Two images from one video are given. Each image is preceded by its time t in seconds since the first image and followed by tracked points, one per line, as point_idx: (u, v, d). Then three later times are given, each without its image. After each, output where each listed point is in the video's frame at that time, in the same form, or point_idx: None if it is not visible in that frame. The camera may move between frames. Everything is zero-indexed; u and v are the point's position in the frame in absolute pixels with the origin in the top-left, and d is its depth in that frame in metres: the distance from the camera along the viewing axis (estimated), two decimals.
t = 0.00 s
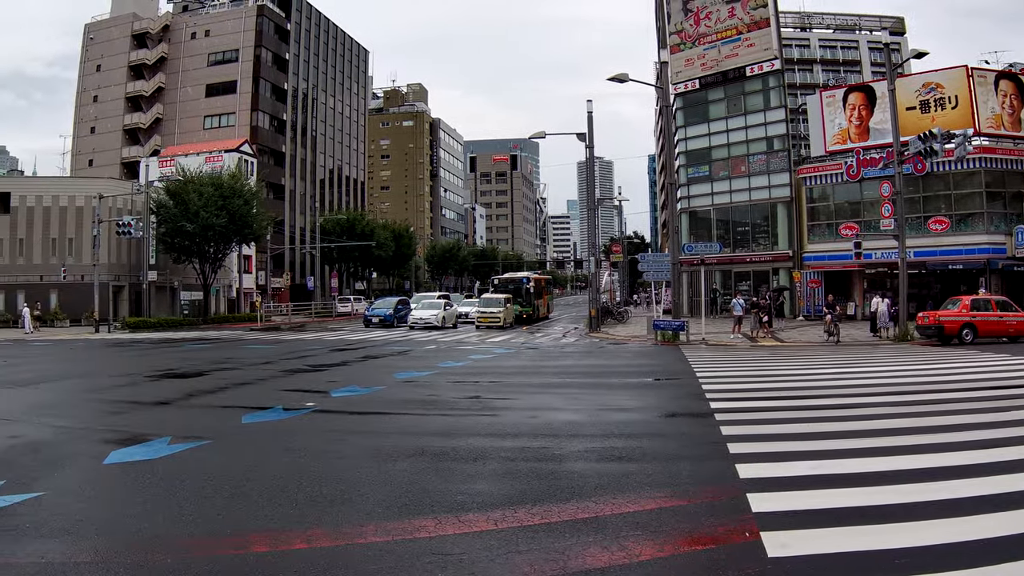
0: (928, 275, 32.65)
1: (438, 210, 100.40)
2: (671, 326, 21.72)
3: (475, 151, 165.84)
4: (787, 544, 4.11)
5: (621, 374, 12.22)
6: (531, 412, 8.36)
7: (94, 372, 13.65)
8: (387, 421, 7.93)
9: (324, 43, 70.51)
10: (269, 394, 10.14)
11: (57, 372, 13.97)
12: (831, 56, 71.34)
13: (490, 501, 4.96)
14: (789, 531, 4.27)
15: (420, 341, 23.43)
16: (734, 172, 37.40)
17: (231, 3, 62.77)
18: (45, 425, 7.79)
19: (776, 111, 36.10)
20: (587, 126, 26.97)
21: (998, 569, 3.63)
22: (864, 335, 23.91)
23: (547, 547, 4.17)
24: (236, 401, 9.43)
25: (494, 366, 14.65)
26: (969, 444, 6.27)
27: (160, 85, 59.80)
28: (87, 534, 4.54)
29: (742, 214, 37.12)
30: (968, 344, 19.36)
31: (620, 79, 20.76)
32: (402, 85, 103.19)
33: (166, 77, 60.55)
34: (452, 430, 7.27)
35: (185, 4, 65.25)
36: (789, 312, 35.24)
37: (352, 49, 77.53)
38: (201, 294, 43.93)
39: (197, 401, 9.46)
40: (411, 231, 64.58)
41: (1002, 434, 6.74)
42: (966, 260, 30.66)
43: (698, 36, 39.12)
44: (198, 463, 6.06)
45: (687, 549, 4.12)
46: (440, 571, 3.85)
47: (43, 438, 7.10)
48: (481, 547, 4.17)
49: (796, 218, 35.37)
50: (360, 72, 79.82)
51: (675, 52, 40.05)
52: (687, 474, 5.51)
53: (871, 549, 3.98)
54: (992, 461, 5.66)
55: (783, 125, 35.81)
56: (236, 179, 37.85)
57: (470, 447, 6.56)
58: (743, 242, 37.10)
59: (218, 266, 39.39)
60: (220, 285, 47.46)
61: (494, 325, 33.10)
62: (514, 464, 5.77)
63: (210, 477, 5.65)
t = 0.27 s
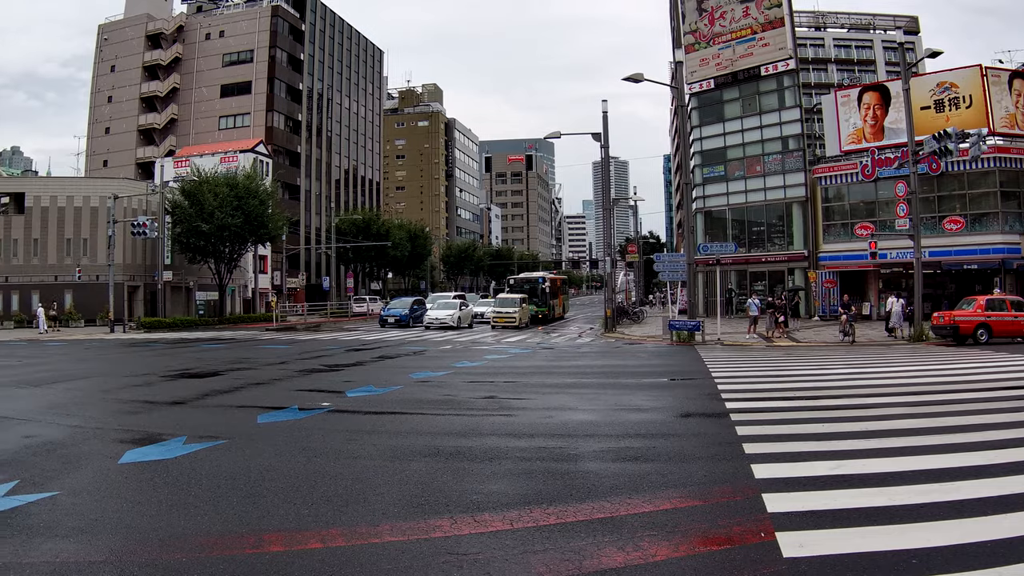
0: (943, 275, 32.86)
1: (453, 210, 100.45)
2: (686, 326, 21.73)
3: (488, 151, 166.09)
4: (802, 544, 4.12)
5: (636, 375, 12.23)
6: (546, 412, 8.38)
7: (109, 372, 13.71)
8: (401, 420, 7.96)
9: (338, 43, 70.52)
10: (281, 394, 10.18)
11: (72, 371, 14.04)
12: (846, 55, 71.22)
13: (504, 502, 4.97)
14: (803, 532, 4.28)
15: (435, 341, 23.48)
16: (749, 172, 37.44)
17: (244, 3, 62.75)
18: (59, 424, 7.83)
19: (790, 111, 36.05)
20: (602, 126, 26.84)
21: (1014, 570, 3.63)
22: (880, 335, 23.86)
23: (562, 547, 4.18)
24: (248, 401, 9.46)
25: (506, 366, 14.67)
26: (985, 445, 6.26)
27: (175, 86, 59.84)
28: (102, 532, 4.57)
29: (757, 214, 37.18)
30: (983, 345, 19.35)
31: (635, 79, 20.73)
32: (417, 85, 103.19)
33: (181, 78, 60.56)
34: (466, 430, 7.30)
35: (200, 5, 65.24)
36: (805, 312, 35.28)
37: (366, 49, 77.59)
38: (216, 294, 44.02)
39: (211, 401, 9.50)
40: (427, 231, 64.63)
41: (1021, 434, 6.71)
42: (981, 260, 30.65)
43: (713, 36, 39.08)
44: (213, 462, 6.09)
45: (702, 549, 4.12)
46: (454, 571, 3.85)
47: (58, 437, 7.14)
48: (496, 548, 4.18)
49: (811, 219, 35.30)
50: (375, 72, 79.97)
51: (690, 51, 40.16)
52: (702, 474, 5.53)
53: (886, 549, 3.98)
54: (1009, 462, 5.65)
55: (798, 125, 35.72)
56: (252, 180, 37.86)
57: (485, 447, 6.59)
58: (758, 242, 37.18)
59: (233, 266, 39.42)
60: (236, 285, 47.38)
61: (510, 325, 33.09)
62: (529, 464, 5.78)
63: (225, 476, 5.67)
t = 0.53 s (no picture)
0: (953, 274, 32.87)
1: (464, 211, 100.49)
2: (697, 326, 21.69)
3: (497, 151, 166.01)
4: (812, 544, 4.12)
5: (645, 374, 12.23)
6: (556, 412, 8.39)
7: (119, 371, 13.73)
8: (410, 420, 7.98)
9: (348, 44, 70.56)
10: (290, 393, 10.21)
11: (83, 371, 14.08)
12: (855, 54, 71.17)
13: (514, 502, 4.97)
14: (812, 532, 4.29)
15: (446, 341, 23.46)
16: (760, 172, 37.41)
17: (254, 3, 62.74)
18: (69, 424, 7.85)
19: (800, 110, 36.06)
20: (613, 126, 26.84)
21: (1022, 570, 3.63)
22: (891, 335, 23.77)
23: (573, 547, 4.18)
24: (257, 401, 9.49)
25: (515, 366, 14.68)
26: (993, 445, 6.26)
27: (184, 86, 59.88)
28: (111, 532, 4.57)
29: (768, 213, 37.10)
30: (993, 344, 19.35)
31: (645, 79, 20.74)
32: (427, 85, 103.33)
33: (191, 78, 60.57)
34: (477, 429, 7.32)
35: (209, 4, 65.21)
36: (815, 311, 35.34)
37: (377, 50, 77.64)
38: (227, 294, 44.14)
39: (219, 401, 9.51)
40: (437, 231, 64.69)
41: None
42: (991, 260, 30.67)
43: (723, 35, 38.90)
44: (223, 462, 6.09)
45: (714, 549, 4.11)
46: (465, 571, 3.86)
47: (68, 437, 7.16)
48: (506, 547, 4.18)
49: (821, 219, 35.24)
50: (386, 73, 79.95)
51: (700, 51, 39.98)
52: (712, 474, 5.53)
53: (895, 549, 3.99)
54: (1018, 462, 5.65)
55: (808, 124, 35.72)
56: (262, 180, 37.90)
57: (495, 446, 6.60)
58: (768, 242, 37.09)
59: (243, 266, 39.48)
60: (247, 285, 47.95)
61: (520, 325, 33.06)
62: (540, 463, 5.80)
63: (235, 476, 5.69)
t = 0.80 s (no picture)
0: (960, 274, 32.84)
1: (471, 210, 100.50)
2: (705, 326, 21.64)
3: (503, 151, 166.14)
4: (819, 544, 4.12)
5: (653, 374, 12.22)
6: (563, 412, 8.39)
7: (126, 371, 13.75)
8: (417, 420, 7.98)
9: (355, 43, 70.53)
10: (296, 393, 10.23)
11: (90, 371, 14.10)
12: (862, 53, 71.10)
13: (522, 501, 4.97)
14: (820, 531, 4.28)
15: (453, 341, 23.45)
16: (767, 171, 37.45)
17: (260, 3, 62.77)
18: (76, 424, 7.87)
19: (807, 109, 36.05)
20: (620, 125, 26.79)
21: None
22: (898, 335, 23.70)
23: (580, 547, 4.18)
24: (263, 401, 9.50)
25: (521, 365, 14.69)
26: (1002, 445, 6.24)
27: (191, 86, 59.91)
28: (118, 532, 4.58)
29: (775, 213, 37.24)
30: (1001, 344, 19.32)
31: (653, 77, 20.68)
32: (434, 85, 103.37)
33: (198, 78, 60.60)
34: (484, 428, 7.33)
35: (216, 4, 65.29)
36: (823, 311, 35.48)
37: (384, 49, 77.59)
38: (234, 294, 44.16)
39: (225, 401, 9.52)
40: (444, 231, 64.69)
41: None
42: (999, 259, 30.65)
43: (730, 35, 39.13)
44: (230, 462, 6.10)
45: (721, 549, 4.12)
46: (473, 571, 3.86)
47: (76, 437, 7.17)
48: (513, 547, 4.18)
49: (829, 218, 35.23)
50: (394, 73, 79.93)
51: (707, 50, 40.20)
52: (720, 474, 5.54)
53: (902, 548, 3.99)
54: None
55: (815, 124, 35.71)
56: (269, 180, 37.93)
57: (502, 446, 6.60)
58: (777, 241, 37.22)
59: (251, 266, 39.48)
60: (255, 285, 48.02)
61: (528, 325, 33.05)
62: (547, 463, 5.80)
63: (242, 476, 5.70)
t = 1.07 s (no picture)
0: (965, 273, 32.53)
1: (476, 210, 100.49)
2: (710, 325, 21.63)
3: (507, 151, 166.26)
4: (824, 544, 4.11)
5: (658, 373, 12.20)
6: (568, 411, 8.39)
7: (129, 371, 13.74)
8: (422, 419, 7.98)
9: (360, 43, 70.59)
10: (299, 393, 10.23)
11: (95, 370, 14.10)
12: (867, 52, 71.08)
13: (526, 501, 4.97)
14: (823, 531, 4.28)
15: (457, 341, 23.42)
16: (772, 170, 37.41)
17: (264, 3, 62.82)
18: (81, 423, 7.88)
19: (812, 109, 36.05)
20: (625, 125, 26.78)
21: None
22: (904, 334, 23.64)
23: (584, 546, 4.18)
24: (267, 400, 9.50)
25: (524, 365, 14.67)
26: (1007, 445, 6.24)
27: (196, 86, 59.92)
28: (124, 532, 4.58)
29: (780, 212, 37.16)
30: (1006, 343, 19.30)
31: (657, 76, 20.67)
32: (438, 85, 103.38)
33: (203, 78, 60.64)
34: (489, 428, 7.33)
35: (221, 4, 65.29)
36: (828, 310, 35.13)
37: (389, 50, 77.62)
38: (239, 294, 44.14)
39: (229, 401, 9.52)
40: (449, 231, 64.66)
41: None
42: (1004, 258, 30.61)
43: (735, 34, 39.23)
44: (235, 461, 6.11)
45: (726, 548, 4.12)
46: (478, 571, 3.85)
47: (81, 437, 7.18)
48: (517, 546, 4.18)
49: (834, 217, 35.12)
50: (398, 72, 79.98)
51: (712, 49, 40.12)
52: (726, 473, 5.54)
53: (905, 548, 3.99)
54: None
55: (820, 123, 35.74)
56: (274, 180, 37.92)
57: (506, 446, 6.60)
58: (781, 241, 37.07)
59: (256, 266, 39.47)
60: (260, 285, 47.90)
61: (533, 325, 33.04)
62: (552, 463, 5.80)
63: (247, 476, 5.70)
